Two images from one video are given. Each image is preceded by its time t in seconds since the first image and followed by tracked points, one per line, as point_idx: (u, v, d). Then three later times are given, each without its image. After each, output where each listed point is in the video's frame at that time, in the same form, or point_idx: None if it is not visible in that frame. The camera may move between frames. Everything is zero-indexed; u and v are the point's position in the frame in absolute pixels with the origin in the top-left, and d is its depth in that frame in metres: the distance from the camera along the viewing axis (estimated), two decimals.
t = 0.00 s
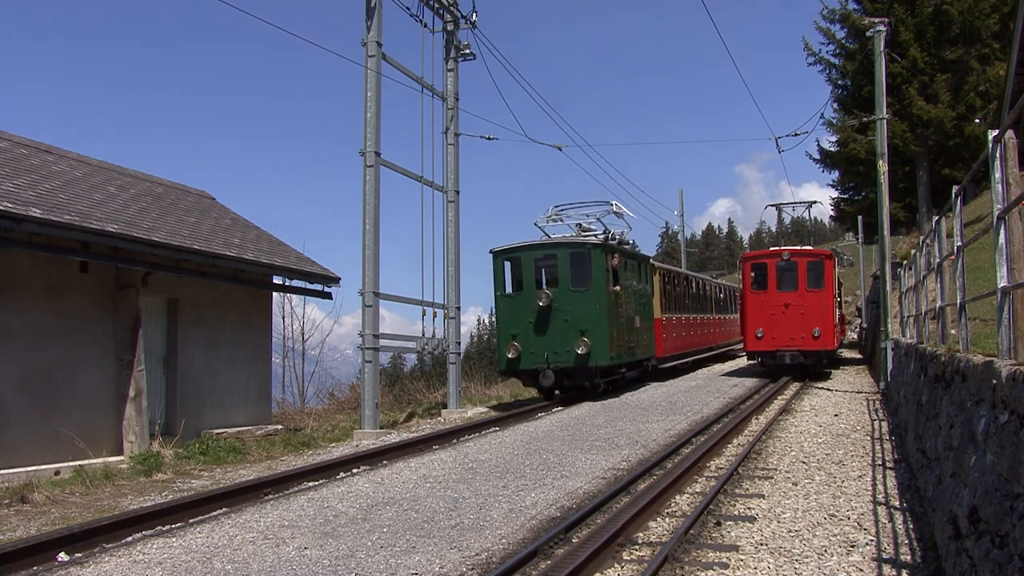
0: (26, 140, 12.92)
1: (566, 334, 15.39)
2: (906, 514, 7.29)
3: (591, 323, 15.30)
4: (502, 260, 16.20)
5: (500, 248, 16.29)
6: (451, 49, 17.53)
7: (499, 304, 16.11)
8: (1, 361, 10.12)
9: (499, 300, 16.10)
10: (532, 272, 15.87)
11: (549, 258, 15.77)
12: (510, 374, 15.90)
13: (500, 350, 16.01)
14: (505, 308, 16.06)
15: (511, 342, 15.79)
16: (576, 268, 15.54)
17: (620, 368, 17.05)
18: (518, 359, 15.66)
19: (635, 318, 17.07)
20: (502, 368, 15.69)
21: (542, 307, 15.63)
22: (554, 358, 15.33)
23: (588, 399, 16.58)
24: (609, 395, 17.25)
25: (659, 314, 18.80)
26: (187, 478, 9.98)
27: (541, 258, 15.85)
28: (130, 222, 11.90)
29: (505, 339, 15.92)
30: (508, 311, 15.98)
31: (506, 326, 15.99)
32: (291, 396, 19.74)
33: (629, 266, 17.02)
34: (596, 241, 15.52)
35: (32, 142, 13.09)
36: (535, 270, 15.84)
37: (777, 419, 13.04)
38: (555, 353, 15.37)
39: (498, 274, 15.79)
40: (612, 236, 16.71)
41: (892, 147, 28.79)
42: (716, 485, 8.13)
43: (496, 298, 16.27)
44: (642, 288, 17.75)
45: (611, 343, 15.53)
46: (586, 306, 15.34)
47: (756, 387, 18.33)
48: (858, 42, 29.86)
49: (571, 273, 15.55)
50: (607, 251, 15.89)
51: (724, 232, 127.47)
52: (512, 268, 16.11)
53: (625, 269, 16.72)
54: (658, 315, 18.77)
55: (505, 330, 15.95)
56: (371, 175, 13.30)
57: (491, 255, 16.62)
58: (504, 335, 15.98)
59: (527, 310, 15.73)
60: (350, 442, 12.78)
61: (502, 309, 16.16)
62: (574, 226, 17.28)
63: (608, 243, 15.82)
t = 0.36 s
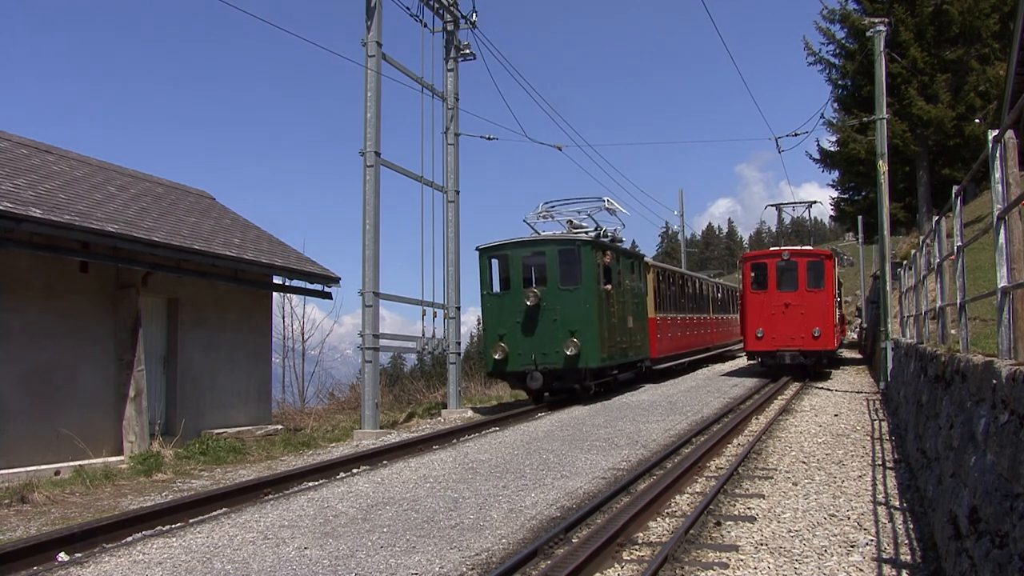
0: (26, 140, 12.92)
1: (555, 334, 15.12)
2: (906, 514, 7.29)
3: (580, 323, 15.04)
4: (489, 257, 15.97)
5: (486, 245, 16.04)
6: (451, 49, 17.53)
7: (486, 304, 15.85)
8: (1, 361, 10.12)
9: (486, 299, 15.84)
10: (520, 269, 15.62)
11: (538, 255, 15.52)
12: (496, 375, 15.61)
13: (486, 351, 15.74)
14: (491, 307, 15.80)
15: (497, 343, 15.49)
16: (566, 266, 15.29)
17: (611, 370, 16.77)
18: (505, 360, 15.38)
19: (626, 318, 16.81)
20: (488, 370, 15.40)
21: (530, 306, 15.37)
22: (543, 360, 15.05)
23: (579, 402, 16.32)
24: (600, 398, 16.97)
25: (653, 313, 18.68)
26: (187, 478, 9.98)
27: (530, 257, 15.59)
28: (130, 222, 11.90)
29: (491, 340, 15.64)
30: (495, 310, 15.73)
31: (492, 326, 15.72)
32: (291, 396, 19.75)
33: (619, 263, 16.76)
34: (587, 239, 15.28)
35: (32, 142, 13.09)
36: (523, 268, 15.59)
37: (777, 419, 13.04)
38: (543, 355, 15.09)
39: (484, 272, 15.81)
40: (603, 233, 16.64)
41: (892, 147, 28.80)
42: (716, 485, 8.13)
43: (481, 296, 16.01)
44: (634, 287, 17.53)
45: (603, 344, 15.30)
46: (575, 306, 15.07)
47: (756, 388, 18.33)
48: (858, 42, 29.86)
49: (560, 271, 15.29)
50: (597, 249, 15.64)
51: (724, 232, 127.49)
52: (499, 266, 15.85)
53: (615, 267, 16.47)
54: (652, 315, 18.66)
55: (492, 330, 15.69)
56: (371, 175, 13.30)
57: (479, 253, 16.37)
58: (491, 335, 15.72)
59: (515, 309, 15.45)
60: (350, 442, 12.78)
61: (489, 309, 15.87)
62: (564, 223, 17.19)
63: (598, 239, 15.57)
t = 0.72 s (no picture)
0: (26, 140, 12.91)
1: (543, 335, 14.93)
2: (906, 514, 7.29)
3: (569, 323, 14.85)
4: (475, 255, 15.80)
5: (472, 243, 15.86)
6: (451, 49, 17.52)
7: (472, 304, 15.65)
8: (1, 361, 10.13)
9: (471, 299, 15.65)
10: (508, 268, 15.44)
11: (526, 253, 15.35)
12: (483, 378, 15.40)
13: (472, 352, 15.52)
14: (477, 307, 15.60)
15: (484, 344, 15.29)
16: (555, 263, 15.12)
17: (603, 373, 16.49)
18: (491, 362, 15.18)
19: (616, 318, 16.60)
20: (474, 372, 15.19)
21: (517, 306, 15.18)
22: (530, 362, 14.85)
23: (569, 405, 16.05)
24: (590, 401, 16.66)
25: (647, 314, 18.55)
26: (187, 478, 9.98)
27: (517, 254, 15.43)
28: (130, 222, 11.90)
29: (477, 341, 15.44)
30: (481, 311, 15.53)
31: (478, 327, 15.53)
32: (291, 396, 19.75)
33: (610, 262, 16.56)
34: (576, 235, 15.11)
35: (32, 142, 13.08)
36: (511, 266, 15.42)
37: (777, 419, 13.04)
38: (531, 356, 14.89)
39: (469, 272, 15.73)
40: (594, 229, 16.55)
41: (891, 147, 28.81)
42: (716, 485, 8.13)
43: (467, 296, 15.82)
44: (626, 286, 17.35)
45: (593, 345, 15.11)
46: (564, 306, 14.88)
47: (756, 388, 18.33)
48: (858, 42, 29.86)
49: (549, 269, 15.11)
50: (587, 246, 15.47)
51: (724, 232, 127.52)
52: (486, 264, 15.67)
53: (605, 266, 16.28)
54: (646, 316, 18.53)
55: (478, 331, 15.48)
56: (371, 175, 13.30)
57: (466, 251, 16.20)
58: (477, 337, 15.51)
59: (502, 309, 15.28)
60: (350, 442, 12.78)
61: (475, 309, 15.67)
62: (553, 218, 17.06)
63: (588, 237, 15.39)
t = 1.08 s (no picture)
0: (26, 140, 12.92)
1: (530, 336, 14.45)
2: (906, 514, 7.29)
3: (557, 324, 14.36)
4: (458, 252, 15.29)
5: (456, 240, 15.32)
6: (451, 49, 17.52)
7: (456, 303, 15.12)
8: (1, 361, 10.13)
9: (455, 298, 15.10)
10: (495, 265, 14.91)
11: (513, 251, 14.85)
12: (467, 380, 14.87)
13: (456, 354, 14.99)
14: (461, 307, 15.06)
15: (468, 345, 14.77)
16: (543, 260, 14.63)
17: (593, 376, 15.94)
18: (475, 364, 14.66)
19: (607, 318, 16.13)
20: (459, 374, 14.68)
21: (503, 306, 14.69)
22: (517, 363, 14.36)
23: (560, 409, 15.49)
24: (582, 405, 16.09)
25: (641, 313, 18.29)
26: (187, 478, 9.98)
27: (503, 251, 14.93)
28: (130, 222, 11.90)
29: (462, 342, 14.90)
30: (466, 310, 15.00)
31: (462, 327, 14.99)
32: (291, 396, 19.75)
33: (600, 261, 16.08)
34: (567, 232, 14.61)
35: (32, 142, 13.08)
36: (496, 264, 14.91)
37: (777, 419, 13.04)
38: (518, 358, 14.40)
39: (453, 270, 15.23)
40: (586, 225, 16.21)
41: (892, 147, 28.80)
42: (716, 485, 8.13)
43: (450, 294, 15.28)
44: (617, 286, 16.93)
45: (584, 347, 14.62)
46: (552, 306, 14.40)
47: (756, 387, 18.33)
48: (858, 42, 29.85)
49: (537, 267, 14.62)
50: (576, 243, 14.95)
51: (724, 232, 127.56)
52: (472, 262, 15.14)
53: (595, 264, 15.78)
54: (640, 315, 18.28)
55: (462, 332, 14.94)
56: (371, 176, 13.30)
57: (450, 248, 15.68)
58: (461, 338, 14.97)
59: (487, 308, 14.77)
60: (350, 442, 12.79)
61: (459, 309, 15.14)
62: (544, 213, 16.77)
63: (578, 233, 14.88)
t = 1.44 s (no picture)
0: (26, 140, 12.92)
1: (517, 337, 13.87)
2: (906, 514, 7.29)
3: (545, 324, 13.78)
4: (441, 249, 14.71)
5: (440, 236, 14.72)
6: (451, 49, 17.53)
7: (440, 302, 14.53)
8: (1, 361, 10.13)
9: (438, 297, 14.51)
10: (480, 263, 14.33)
11: (499, 248, 14.25)
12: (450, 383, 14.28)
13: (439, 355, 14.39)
14: (444, 306, 14.49)
15: (451, 346, 14.18)
16: (530, 257, 14.04)
17: (582, 379, 15.34)
18: (459, 366, 14.08)
19: (596, 318, 15.63)
20: (442, 377, 14.12)
21: (488, 305, 14.10)
22: (502, 366, 13.79)
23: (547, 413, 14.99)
24: (571, 409, 15.55)
25: (633, 313, 17.98)
26: (187, 478, 9.98)
27: (489, 249, 14.33)
28: (130, 222, 11.90)
29: (444, 343, 14.32)
30: (449, 310, 14.41)
31: (445, 328, 14.40)
32: (291, 396, 19.75)
33: (589, 258, 15.56)
34: (555, 228, 14.02)
35: (32, 141, 13.08)
36: (481, 261, 14.33)
37: (777, 419, 13.04)
38: (504, 360, 13.82)
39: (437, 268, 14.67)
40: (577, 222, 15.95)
41: (892, 147, 28.79)
42: (716, 485, 8.13)
43: (433, 293, 14.69)
44: (607, 285, 16.49)
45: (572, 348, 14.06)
46: (539, 306, 13.81)
47: (756, 387, 18.34)
48: (858, 42, 29.85)
49: (523, 264, 14.03)
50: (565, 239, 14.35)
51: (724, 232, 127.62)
52: (455, 259, 14.55)
53: (583, 262, 15.23)
54: (632, 315, 17.97)
55: (445, 332, 14.35)
56: (371, 176, 13.30)
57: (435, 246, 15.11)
58: (444, 338, 14.39)
59: (471, 308, 14.18)
60: (350, 442, 12.79)
61: (443, 308, 14.55)
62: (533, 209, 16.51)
63: (566, 230, 14.29)
